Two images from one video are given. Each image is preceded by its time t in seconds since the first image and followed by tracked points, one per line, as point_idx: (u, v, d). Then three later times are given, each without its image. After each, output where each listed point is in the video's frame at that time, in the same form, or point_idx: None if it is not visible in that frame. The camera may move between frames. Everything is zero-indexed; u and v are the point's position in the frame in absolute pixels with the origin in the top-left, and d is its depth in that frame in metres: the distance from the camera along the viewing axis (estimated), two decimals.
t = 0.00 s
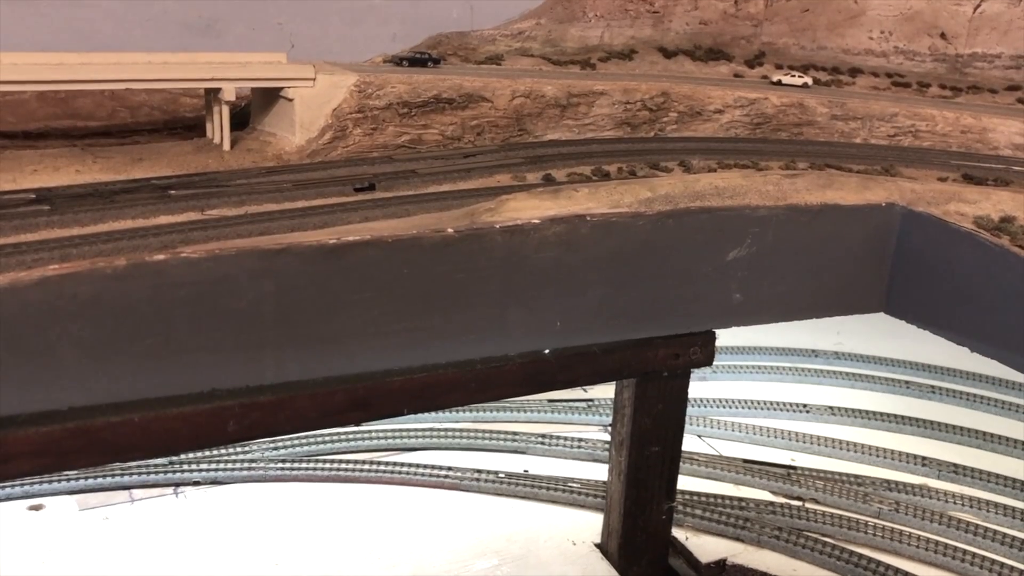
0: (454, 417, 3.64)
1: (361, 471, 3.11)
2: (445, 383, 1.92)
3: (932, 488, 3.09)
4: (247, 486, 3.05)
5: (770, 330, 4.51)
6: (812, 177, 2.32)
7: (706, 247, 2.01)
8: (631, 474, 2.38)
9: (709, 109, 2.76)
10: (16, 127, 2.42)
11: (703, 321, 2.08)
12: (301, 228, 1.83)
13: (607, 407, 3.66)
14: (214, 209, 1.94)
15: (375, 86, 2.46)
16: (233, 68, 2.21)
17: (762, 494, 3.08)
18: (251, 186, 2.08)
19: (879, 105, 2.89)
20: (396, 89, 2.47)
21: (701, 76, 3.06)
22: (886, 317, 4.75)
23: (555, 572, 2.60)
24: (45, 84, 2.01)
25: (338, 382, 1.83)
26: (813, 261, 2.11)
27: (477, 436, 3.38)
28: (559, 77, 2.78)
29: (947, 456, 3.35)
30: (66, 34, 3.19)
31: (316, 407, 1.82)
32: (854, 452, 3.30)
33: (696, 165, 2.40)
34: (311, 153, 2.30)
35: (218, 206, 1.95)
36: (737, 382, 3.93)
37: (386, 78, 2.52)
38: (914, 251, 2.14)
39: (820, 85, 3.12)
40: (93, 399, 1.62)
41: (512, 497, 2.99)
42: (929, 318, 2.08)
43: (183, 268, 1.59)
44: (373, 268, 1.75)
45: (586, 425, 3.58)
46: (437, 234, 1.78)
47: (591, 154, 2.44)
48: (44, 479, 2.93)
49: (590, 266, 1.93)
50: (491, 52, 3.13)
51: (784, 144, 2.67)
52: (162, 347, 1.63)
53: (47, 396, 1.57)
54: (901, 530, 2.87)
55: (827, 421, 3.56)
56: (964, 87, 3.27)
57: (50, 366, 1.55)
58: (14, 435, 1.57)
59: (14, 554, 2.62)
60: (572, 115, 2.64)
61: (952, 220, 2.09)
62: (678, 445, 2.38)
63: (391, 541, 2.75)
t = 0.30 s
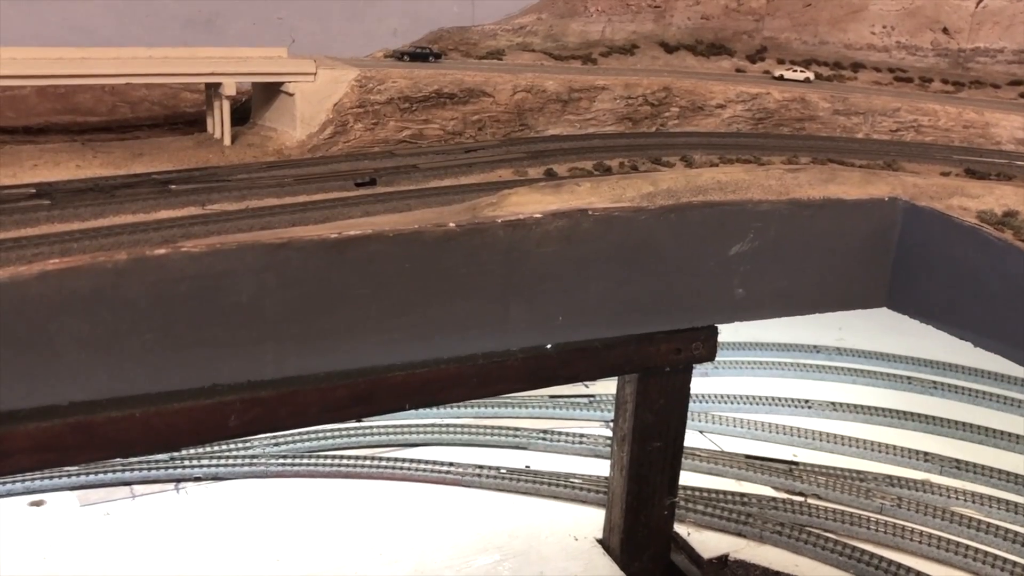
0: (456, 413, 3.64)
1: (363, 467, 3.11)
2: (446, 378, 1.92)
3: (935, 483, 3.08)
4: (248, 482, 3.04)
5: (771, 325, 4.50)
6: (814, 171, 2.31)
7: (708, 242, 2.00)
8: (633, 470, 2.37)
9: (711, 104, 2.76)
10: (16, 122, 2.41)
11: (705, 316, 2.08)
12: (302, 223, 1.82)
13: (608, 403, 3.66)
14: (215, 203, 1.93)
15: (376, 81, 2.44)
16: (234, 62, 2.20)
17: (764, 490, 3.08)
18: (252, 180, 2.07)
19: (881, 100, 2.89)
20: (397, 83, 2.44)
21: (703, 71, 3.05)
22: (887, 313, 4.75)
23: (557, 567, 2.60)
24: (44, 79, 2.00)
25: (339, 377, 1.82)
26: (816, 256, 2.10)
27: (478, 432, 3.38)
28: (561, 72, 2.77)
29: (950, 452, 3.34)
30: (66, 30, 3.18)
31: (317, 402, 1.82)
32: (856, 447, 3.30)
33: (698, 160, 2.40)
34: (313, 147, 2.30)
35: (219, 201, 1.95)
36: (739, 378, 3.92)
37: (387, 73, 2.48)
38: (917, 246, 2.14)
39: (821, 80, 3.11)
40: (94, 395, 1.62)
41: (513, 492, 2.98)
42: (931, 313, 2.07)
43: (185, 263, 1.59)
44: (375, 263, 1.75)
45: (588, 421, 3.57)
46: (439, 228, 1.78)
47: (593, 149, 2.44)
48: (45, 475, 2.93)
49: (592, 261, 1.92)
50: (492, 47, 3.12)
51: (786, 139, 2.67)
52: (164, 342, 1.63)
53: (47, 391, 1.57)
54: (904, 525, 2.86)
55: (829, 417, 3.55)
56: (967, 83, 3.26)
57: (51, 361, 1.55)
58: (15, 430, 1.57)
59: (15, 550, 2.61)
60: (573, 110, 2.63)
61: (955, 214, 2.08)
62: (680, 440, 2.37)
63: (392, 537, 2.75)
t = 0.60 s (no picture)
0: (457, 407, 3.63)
1: (364, 460, 3.10)
2: (448, 371, 1.93)
3: (938, 477, 3.08)
4: (249, 475, 3.04)
5: (774, 319, 4.49)
6: (818, 163, 2.30)
7: (711, 234, 2.00)
8: (636, 463, 2.37)
9: (714, 96, 2.75)
10: (17, 115, 2.41)
11: (708, 309, 2.07)
12: (304, 215, 1.82)
13: (610, 396, 3.65)
14: (216, 196, 1.93)
15: (377, 73, 2.42)
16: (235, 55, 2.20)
17: (767, 483, 3.07)
18: (252, 173, 2.07)
19: (884, 92, 2.88)
20: (398, 75, 2.43)
21: (705, 63, 3.04)
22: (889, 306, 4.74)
23: (559, 561, 2.59)
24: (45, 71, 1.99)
25: (341, 370, 1.83)
26: (820, 248, 2.09)
27: (480, 425, 3.37)
28: (563, 64, 2.76)
29: (953, 445, 3.34)
30: (66, 23, 3.18)
31: (318, 395, 1.82)
32: (859, 440, 3.29)
33: (700, 152, 2.39)
34: (314, 140, 2.29)
35: (221, 192, 1.94)
36: (742, 371, 3.91)
37: (387, 64, 2.47)
38: (921, 237, 2.13)
39: (824, 72, 3.10)
40: (96, 387, 1.61)
41: (516, 485, 2.98)
42: (935, 306, 2.07)
43: (186, 255, 1.59)
44: (377, 255, 1.75)
45: (590, 414, 3.57)
46: (441, 220, 1.77)
47: (595, 142, 2.43)
48: (47, 469, 2.93)
49: (595, 253, 1.92)
50: (493, 40, 3.10)
51: (789, 132, 2.66)
52: (165, 334, 1.62)
53: (48, 383, 1.57)
54: (907, 518, 2.86)
55: (833, 411, 3.54)
56: (970, 75, 3.25)
57: (52, 353, 1.55)
58: (18, 423, 1.57)
59: (16, 543, 2.61)
60: (575, 103, 2.62)
61: (958, 205, 2.08)
62: (683, 433, 2.37)
63: (394, 530, 2.74)
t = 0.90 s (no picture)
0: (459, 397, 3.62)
1: (366, 450, 3.10)
2: (450, 359, 1.92)
3: (942, 466, 3.07)
4: (250, 465, 3.04)
5: (778, 310, 4.46)
6: (822, 150, 2.28)
7: (715, 222, 1.98)
8: (638, 452, 2.36)
9: (717, 84, 2.74)
10: (17, 104, 2.40)
11: (712, 298, 2.05)
12: (305, 202, 1.81)
13: (613, 386, 3.64)
14: (216, 183, 1.92)
15: (378, 61, 2.41)
16: (235, 43, 2.18)
17: (770, 473, 3.06)
18: (252, 161, 2.05)
19: (889, 80, 2.86)
20: (399, 63, 2.42)
21: (709, 51, 3.02)
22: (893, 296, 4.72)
23: (562, 550, 2.57)
24: (43, 58, 1.98)
25: (342, 359, 1.83)
26: (825, 236, 2.07)
27: (483, 415, 3.36)
28: (565, 52, 2.74)
29: (957, 434, 3.33)
30: (65, 12, 3.16)
31: (319, 385, 1.83)
32: (864, 430, 3.28)
33: (704, 140, 2.37)
34: (315, 128, 2.27)
35: (220, 180, 1.93)
36: (745, 361, 3.89)
37: (389, 52, 2.46)
38: (926, 224, 2.11)
39: (828, 60, 3.08)
40: (96, 376, 1.60)
41: (518, 475, 2.97)
42: (941, 294, 2.05)
43: (186, 242, 1.57)
44: (378, 243, 1.73)
45: (593, 404, 3.56)
46: (442, 207, 1.76)
47: (598, 130, 2.41)
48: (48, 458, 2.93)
49: (597, 241, 1.90)
50: (495, 28, 3.08)
51: (794, 120, 2.64)
52: (165, 323, 1.61)
53: (47, 372, 1.56)
54: (911, 508, 2.85)
55: (836, 401, 3.54)
56: (976, 63, 3.22)
57: (52, 341, 1.54)
58: (18, 411, 1.58)
59: (18, 533, 2.61)
60: (578, 90, 2.60)
61: (964, 192, 2.06)
62: (686, 422, 2.36)
63: (396, 520, 2.73)
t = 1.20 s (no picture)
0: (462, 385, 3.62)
1: (369, 439, 3.10)
2: (454, 346, 1.92)
3: (948, 454, 3.06)
4: (253, 454, 3.04)
5: (782, 299, 4.45)
6: (827, 136, 2.26)
7: (719, 207, 1.97)
8: (642, 440, 2.35)
9: (722, 71, 2.72)
10: (17, 92, 2.38)
11: (717, 284, 2.03)
12: (306, 187, 1.80)
13: (616, 375, 3.65)
14: (216, 169, 1.90)
15: (380, 47, 2.39)
16: (234, 28, 2.16)
17: (775, 461, 3.04)
18: (253, 147, 2.04)
19: (894, 66, 2.84)
20: (401, 49, 2.40)
21: (713, 37, 2.99)
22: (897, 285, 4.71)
23: (565, 539, 2.52)
24: (42, 45, 1.97)
25: (345, 345, 1.82)
26: (831, 222, 2.06)
27: (486, 404, 3.36)
28: (568, 38, 2.72)
29: (963, 422, 3.32)
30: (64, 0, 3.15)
31: (321, 370, 1.82)
32: (869, 419, 3.27)
33: (708, 127, 2.35)
34: (316, 115, 2.25)
35: (221, 166, 1.91)
36: (749, 350, 3.88)
37: (391, 38, 2.44)
38: (932, 210, 2.09)
39: (833, 47, 3.05)
40: (97, 363, 1.59)
41: (521, 463, 2.96)
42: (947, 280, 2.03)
43: (186, 227, 1.56)
44: (379, 228, 1.72)
45: (597, 393, 3.55)
46: (445, 192, 1.75)
47: (602, 116, 2.39)
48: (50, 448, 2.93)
49: (601, 227, 1.88)
50: (499, 14, 3.05)
51: (799, 106, 2.62)
52: (166, 309, 1.60)
53: (46, 359, 1.54)
54: (917, 496, 2.83)
55: (840, 388, 3.53)
56: (982, 49, 3.20)
57: (52, 327, 1.53)
58: (19, 398, 1.58)
59: (20, 521, 2.61)
60: (581, 77, 2.59)
61: (971, 177, 2.05)
62: (690, 410, 2.36)
63: (398, 508, 2.72)
